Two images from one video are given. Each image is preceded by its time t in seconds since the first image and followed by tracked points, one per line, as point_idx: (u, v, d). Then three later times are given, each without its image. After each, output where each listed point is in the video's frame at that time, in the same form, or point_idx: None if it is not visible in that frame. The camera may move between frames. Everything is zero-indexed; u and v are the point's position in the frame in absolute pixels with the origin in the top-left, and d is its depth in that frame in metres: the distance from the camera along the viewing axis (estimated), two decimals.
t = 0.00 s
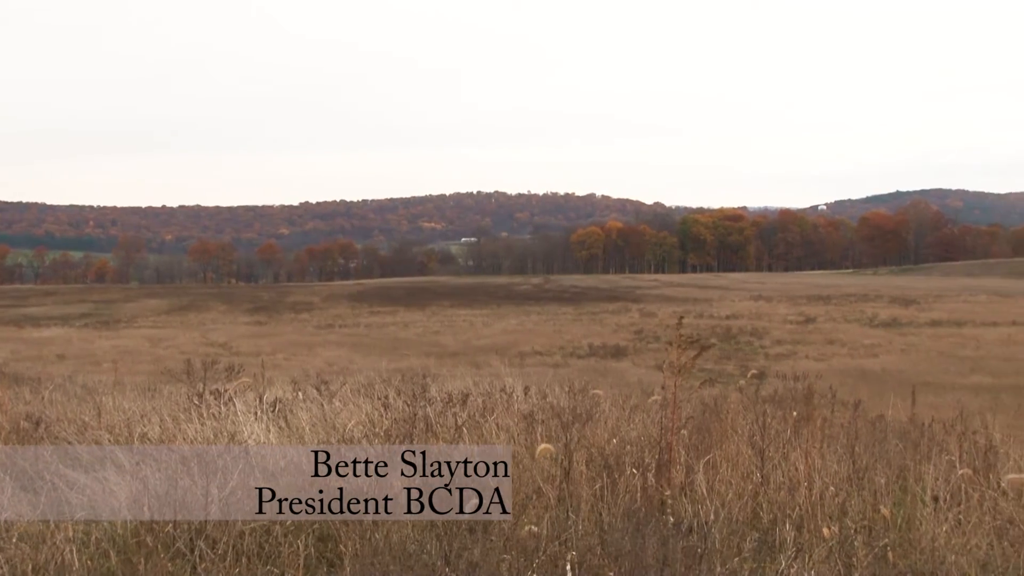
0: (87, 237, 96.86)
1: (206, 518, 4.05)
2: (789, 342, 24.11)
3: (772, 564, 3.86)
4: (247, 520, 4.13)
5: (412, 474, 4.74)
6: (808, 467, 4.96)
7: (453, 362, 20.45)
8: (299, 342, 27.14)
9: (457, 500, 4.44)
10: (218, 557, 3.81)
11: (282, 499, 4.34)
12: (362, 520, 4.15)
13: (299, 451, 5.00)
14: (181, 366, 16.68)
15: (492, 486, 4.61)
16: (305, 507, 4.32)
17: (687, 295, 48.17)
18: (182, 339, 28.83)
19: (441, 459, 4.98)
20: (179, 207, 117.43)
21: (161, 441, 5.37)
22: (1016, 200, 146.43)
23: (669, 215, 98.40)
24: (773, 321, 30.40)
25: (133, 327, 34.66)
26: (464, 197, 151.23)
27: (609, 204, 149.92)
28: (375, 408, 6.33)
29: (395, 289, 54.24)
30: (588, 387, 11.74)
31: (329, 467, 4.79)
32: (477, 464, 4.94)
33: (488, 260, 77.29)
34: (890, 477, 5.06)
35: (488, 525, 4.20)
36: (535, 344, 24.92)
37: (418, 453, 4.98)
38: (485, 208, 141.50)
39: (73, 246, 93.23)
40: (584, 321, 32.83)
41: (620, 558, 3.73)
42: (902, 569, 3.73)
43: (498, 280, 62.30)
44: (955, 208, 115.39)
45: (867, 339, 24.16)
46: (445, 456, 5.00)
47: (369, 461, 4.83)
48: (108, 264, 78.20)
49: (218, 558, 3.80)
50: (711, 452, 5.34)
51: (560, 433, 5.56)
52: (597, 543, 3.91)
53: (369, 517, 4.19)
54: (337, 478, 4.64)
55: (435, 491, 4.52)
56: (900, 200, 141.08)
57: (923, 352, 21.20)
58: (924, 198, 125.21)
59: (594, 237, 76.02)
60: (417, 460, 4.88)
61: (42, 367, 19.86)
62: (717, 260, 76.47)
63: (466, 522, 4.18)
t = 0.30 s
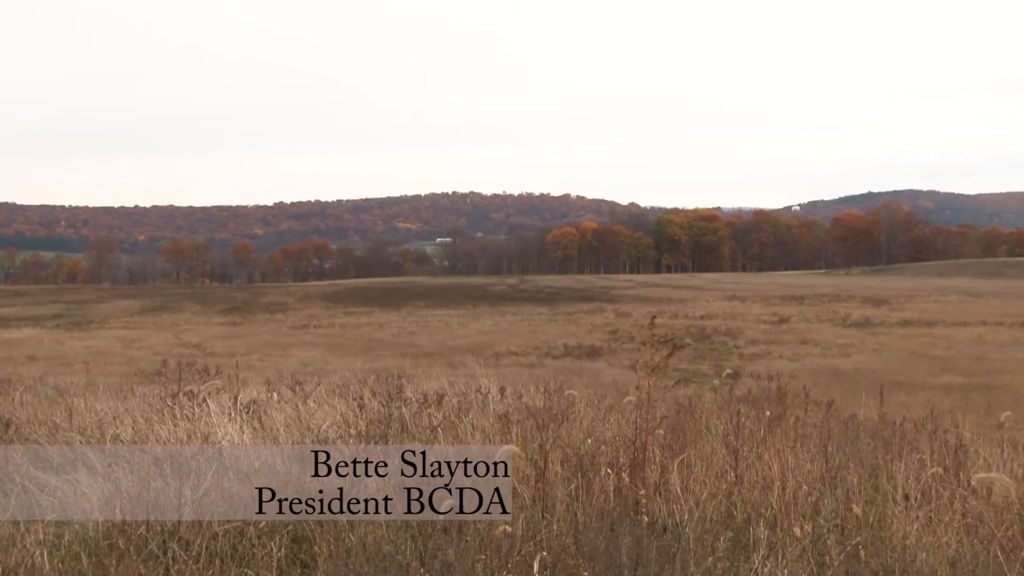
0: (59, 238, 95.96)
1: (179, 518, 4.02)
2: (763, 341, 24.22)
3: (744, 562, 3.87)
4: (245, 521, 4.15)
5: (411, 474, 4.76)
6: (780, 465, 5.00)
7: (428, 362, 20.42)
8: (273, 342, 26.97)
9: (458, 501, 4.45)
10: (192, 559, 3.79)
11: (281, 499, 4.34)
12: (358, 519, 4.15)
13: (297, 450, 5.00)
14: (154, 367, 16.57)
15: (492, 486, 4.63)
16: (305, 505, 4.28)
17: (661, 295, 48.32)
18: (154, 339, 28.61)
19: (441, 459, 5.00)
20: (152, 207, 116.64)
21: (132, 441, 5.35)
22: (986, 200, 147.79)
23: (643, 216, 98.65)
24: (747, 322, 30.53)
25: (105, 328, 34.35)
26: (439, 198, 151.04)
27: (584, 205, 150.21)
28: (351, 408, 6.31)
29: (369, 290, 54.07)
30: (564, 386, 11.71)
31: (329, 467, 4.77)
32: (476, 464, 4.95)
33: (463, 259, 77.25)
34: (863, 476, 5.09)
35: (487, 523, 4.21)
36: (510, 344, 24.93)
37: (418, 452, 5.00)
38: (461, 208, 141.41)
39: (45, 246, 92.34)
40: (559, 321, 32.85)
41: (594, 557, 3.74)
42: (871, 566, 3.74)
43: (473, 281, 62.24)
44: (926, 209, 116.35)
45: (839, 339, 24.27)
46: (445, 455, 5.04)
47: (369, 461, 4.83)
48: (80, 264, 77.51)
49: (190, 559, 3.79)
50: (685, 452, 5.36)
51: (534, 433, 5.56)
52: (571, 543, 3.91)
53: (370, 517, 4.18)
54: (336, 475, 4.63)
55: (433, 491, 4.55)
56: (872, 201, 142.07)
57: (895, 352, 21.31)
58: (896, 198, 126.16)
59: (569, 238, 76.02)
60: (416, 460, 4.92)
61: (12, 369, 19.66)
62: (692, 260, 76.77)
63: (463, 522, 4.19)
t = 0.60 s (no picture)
0: (29, 238, 95.03)
1: (154, 519, 3.99)
2: (737, 342, 24.30)
3: (718, 562, 3.88)
4: (240, 519, 4.16)
5: (411, 474, 4.78)
6: (755, 466, 5.02)
7: (403, 363, 20.40)
8: (247, 343, 26.84)
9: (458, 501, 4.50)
10: (166, 561, 3.76)
11: (281, 498, 4.31)
12: (356, 518, 4.17)
13: (292, 449, 5.01)
14: (127, 367, 16.48)
15: (492, 486, 4.64)
16: (305, 506, 4.25)
17: (635, 296, 48.43)
18: (127, 340, 28.40)
19: (440, 459, 5.03)
20: (124, 207, 115.81)
21: (106, 443, 5.30)
22: (955, 200, 149.06)
23: (617, 216, 98.78)
24: (720, 322, 30.63)
25: (77, 329, 34.05)
26: (414, 198, 150.78)
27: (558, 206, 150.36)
28: (326, 409, 6.28)
29: (344, 290, 53.87)
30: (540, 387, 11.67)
31: (329, 467, 4.77)
32: (475, 464, 4.97)
33: (438, 259, 77.12)
34: (836, 475, 5.12)
35: (487, 524, 4.23)
36: (485, 344, 24.93)
37: (417, 453, 5.05)
38: (436, 208, 141.12)
39: (15, 246, 91.45)
40: (534, 321, 32.83)
41: (568, 557, 3.74)
42: (841, 565, 3.76)
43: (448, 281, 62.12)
44: (897, 209, 117.23)
45: (812, 339, 24.37)
46: (444, 456, 5.06)
47: (368, 460, 4.86)
48: (50, 263, 76.79)
49: (166, 561, 3.76)
50: (661, 451, 5.36)
51: (510, 432, 5.55)
52: (545, 544, 3.91)
53: (367, 516, 4.19)
54: (335, 475, 4.66)
55: (435, 490, 4.60)
56: (844, 202, 143.00)
57: (866, 351, 21.41)
58: (867, 199, 127.05)
59: (543, 238, 76.05)
60: (416, 460, 4.94)
61: None
62: (666, 261, 76.99)
63: (462, 522, 4.21)
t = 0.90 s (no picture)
0: None
1: (125, 519, 3.97)
2: (709, 342, 24.40)
3: (690, 560, 3.90)
4: (215, 520, 4.15)
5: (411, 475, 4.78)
6: (727, 465, 5.03)
7: (376, 363, 20.37)
8: (219, 344, 26.71)
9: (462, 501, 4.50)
10: (137, 564, 3.74)
11: (282, 498, 4.29)
12: (361, 518, 4.18)
13: (291, 447, 5.02)
14: (98, 370, 16.34)
15: (493, 486, 4.64)
16: (306, 506, 4.25)
17: (608, 296, 48.54)
18: (97, 341, 28.20)
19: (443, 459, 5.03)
20: (94, 207, 114.87)
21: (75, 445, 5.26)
22: (924, 200, 150.20)
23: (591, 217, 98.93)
24: (692, 322, 30.72)
25: (46, 330, 33.76)
26: (387, 198, 150.42)
27: (532, 207, 150.43)
28: (297, 411, 6.25)
29: (317, 291, 53.67)
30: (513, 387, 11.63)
31: (329, 467, 4.77)
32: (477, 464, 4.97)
33: (410, 259, 76.94)
34: (807, 475, 5.15)
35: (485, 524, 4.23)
36: (458, 344, 24.92)
37: (418, 453, 5.07)
38: (410, 208, 140.91)
39: None
40: (507, 322, 32.83)
41: (541, 557, 3.73)
42: (809, 563, 3.78)
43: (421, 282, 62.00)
44: (867, 210, 118.11)
45: (783, 339, 24.47)
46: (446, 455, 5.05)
47: (368, 461, 4.88)
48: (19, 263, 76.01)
49: (137, 562, 3.74)
50: (631, 451, 5.36)
51: (482, 433, 5.53)
52: (518, 544, 3.91)
53: (368, 516, 4.21)
54: (339, 476, 4.67)
55: (436, 491, 4.60)
56: (814, 202, 143.92)
57: (837, 351, 21.51)
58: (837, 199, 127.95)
59: (516, 238, 76.03)
60: (418, 460, 4.93)
61: None
62: (639, 261, 77.19)
63: (461, 523, 4.22)
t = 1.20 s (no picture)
0: None
1: (95, 521, 3.95)
2: (682, 342, 24.49)
3: (664, 560, 3.90)
4: (186, 522, 4.13)
5: (412, 475, 4.79)
6: (700, 464, 5.05)
7: (348, 364, 20.27)
8: (190, 345, 26.50)
9: (460, 502, 4.51)
10: (109, 565, 3.71)
11: (281, 499, 4.26)
12: (364, 518, 4.19)
13: (290, 446, 5.02)
14: (68, 370, 16.18)
15: (492, 486, 4.65)
16: (305, 506, 4.24)
17: (582, 297, 48.62)
18: (67, 342, 27.94)
19: (441, 458, 5.04)
20: (64, 207, 113.82)
21: (42, 446, 5.21)
22: (895, 202, 151.33)
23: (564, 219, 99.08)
24: (665, 323, 30.83)
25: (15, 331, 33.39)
26: (360, 199, 149.98)
27: (506, 207, 150.52)
28: (270, 412, 6.20)
29: (290, 291, 53.42)
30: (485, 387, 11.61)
31: (330, 466, 4.79)
32: (477, 464, 4.97)
33: (383, 259, 76.77)
34: (777, 474, 5.17)
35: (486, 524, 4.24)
36: (431, 345, 24.84)
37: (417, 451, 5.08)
38: (383, 208, 140.58)
39: None
40: (480, 322, 32.85)
41: (513, 558, 3.73)
42: (785, 562, 3.80)
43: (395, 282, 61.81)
44: (839, 213, 118.90)
45: (754, 339, 24.60)
46: (444, 455, 5.06)
47: (369, 460, 4.90)
48: None
49: (105, 565, 3.71)
50: (603, 451, 5.36)
51: (455, 433, 5.53)
52: (492, 543, 3.91)
53: (371, 517, 4.23)
54: (337, 476, 4.68)
55: (435, 491, 4.60)
56: (787, 203, 144.83)
57: (808, 352, 21.60)
58: (809, 201, 128.79)
59: (490, 238, 75.94)
60: (416, 460, 4.94)
61: None
62: (612, 262, 77.34)
63: (461, 522, 4.23)
